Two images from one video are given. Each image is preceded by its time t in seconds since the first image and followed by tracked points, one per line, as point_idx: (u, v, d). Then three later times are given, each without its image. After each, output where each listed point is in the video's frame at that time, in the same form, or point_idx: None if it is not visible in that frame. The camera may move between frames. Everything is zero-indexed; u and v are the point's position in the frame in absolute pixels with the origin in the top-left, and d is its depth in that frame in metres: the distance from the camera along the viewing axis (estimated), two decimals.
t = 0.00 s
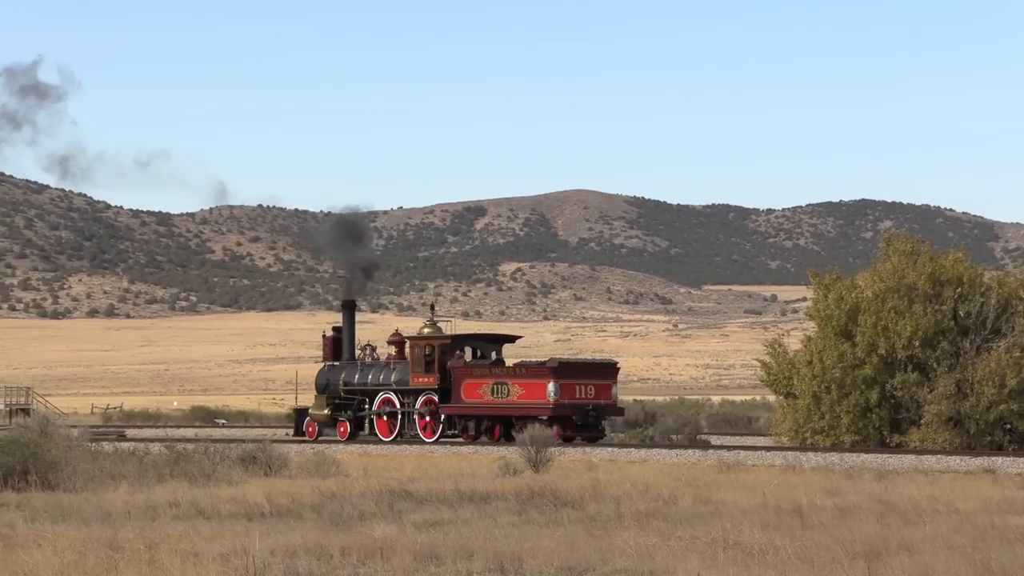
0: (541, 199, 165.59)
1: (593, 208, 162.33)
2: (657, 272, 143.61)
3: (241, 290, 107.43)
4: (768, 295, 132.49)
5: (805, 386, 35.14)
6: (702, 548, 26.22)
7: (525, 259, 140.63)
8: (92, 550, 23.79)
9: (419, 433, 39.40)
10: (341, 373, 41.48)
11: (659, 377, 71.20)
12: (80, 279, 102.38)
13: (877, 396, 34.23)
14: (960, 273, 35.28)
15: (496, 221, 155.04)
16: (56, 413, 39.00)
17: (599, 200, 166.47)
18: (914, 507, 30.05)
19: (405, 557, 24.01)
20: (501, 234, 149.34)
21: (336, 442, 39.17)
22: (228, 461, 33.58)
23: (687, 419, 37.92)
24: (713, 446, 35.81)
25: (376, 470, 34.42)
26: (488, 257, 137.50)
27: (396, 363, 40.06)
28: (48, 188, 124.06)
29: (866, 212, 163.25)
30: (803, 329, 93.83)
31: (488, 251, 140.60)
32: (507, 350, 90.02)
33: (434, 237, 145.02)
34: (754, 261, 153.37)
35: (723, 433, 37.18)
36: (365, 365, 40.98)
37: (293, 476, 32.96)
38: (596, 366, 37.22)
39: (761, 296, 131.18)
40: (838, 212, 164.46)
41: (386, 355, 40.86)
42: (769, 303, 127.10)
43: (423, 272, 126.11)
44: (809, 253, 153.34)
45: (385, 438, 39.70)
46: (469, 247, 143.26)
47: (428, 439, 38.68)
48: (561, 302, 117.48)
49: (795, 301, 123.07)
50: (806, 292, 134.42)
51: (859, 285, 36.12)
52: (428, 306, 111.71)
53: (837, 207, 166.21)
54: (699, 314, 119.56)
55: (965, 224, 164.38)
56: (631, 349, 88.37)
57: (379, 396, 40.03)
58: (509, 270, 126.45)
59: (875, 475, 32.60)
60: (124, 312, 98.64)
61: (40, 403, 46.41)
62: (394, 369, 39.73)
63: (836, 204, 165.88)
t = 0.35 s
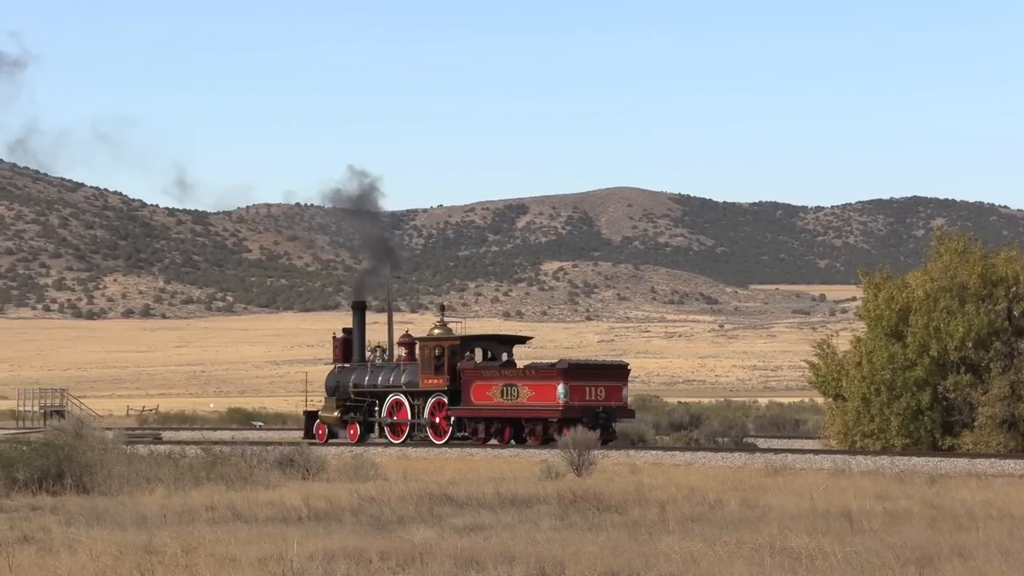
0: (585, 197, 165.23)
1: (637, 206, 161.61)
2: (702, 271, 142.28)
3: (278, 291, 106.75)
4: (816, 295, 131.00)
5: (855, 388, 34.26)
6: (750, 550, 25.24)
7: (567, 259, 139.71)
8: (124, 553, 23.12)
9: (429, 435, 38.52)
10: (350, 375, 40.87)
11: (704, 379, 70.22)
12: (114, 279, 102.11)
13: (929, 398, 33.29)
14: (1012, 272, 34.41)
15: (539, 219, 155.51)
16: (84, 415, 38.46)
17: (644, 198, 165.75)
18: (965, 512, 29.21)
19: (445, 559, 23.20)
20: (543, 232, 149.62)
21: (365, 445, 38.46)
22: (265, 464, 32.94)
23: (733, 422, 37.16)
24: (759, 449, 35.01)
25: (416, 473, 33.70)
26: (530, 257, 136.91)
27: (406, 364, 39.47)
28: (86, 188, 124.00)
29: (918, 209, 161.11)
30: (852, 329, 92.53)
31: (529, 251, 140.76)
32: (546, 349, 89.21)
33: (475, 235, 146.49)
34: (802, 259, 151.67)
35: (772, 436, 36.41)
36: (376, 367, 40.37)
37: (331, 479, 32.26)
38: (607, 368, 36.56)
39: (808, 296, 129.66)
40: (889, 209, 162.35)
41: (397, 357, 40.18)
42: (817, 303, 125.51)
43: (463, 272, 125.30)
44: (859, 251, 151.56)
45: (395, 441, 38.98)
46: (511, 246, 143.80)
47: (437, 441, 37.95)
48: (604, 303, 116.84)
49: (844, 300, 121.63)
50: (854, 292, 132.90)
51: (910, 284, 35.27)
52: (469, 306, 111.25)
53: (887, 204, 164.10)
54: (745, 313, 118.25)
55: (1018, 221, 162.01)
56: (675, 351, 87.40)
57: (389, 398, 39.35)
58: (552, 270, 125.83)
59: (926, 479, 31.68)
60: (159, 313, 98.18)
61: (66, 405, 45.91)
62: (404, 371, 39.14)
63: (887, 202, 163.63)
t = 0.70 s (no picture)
0: (638, 197, 165.23)
1: (690, 206, 161.43)
2: (755, 272, 141.77)
3: (327, 292, 106.30)
4: (872, 296, 129.94)
5: (912, 391, 33.76)
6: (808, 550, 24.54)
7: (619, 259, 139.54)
8: (179, 557, 22.73)
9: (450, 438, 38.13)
10: (373, 376, 40.45)
11: (758, 381, 69.64)
12: (163, 280, 101.88)
13: (988, 400, 32.79)
14: None
15: (590, 219, 155.86)
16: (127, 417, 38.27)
17: (698, 198, 165.55)
18: None
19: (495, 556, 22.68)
20: (595, 232, 150.23)
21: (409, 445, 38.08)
22: (316, 467, 32.52)
23: (789, 423, 36.82)
24: (814, 452, 34.62)
25: (467, 474, 33.13)
26: (581, 258, 137.15)
27: (428, 366, 39.05)
28: (138, 187, 124.40)
29: (976, 209, 159.51)
30: (906, 331, 91.62)
31: (580, 252, 141.04)
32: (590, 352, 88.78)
33: (526, 236, 147.97)
34: (857, 259, 150.73)
35: (827, 439, 36.23)
36: (398, 369, 39.95)
37: (383, 480, 31.81)
38: (627, 370, 36.20)
39: (863, 297, 128.47)
40: (945, 209, 160.86)
41: (419, 358, 39.73)
42: (872, 304, 124.55)
43: (516, 272, 125.22)
44: (916, 252, 150.26)
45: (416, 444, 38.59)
46: (561, 247, 144.36)
47: (459, 443, 37.43)
48: (657, 303, 116.27)
49: (899, 302, 120.49)
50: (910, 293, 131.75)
51: (968, 285, 34.79)
52: (521, 306, 112.79)
53: (943, 204, 162.55)
54: (798, 314, 117.33)
55: None
56: (726, 353, 86.57)
57: (411, 400, 39.05)
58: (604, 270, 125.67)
59: (986, 484, 31.20)
60: (209, 314, 97.76)
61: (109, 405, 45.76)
62: (426, 373, 38.72)
63: (943, 201, 162.21)
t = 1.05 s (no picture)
0: (682, 195, 164.53)
1: (734, 204, 160.77)
2: (800, 272, 140.88)
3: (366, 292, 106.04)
4: (918, 296, 128.89)
5: (959, 391, 33.27)
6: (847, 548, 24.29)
7: (662, 259, 139.07)
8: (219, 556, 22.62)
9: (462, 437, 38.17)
10: (386, 376, 40.20)
11: (802, 382, 69.20)
12: (205, 279, 102.07)
13: None
14: None
15: (632, 218, 155.53)
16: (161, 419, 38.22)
17: (741, 196, 164.76)
18: None
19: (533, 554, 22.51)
20: (637, 232, 149.53)
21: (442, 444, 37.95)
22: (356, 467, 32.38)
23: (833, 425, 36.56)
24: (860, 454, 34.22)
25: (508, 475, 32.89)
26: (622, 258, 136.64)
27: (440, 367, 39.00)
28: (178, 187, 124.80)
29: None
30: (955, 330, 90.88)
31: (622, 253, 140.34)
32: (633, 352, 88.52)
33: (568, 236, 147.94)
34: (904, 259, 149.55)
35: (871, 439, 36.00)
36: (410, 369, 39.75)
37: (423, 480, 31.61)
38: (637, 371, 35.91)
39: (910, 297, 127.40)
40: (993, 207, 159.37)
41: (430, 359, 39.63)
42: (919, 304, 123.52)
43: (557, 272, 124.92)
44: (963, 251, 148.94)
45: (428, 443, 38.56)
46: (603, 246, 144.11)
47: (469, 443, 37.69)
48: (700, 303, 115.80)
49: (948, 301, 119.53)
50: (957, 294, 130.61)
51: (1015, 285, 34.17)
52: (562, 306, 112.22)
53: (991, 202, 161.03)
54: (844, 314, 116.48)
55: None
56: (771, 353, 86.26)
57: (423, 400, 38.97)
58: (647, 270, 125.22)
59: None
60: (249, 314, 97.96)
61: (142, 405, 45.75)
62: (437, 374, 38.69)
63: (991, 200, 160.63)
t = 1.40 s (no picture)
0: (717, 193, 163.75)
1: (770, 203, 160.00)
2: (837, 271, 139.89)
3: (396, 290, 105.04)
4: (956, 295, 127.73)
5: (999, 393, 32.55)
6: (888, 538, 23.50)
7: (696, 258, 138.33)
8: (248, 543, 21.77)
9: (462, 438, 37.87)
10: (387, 377, 39.90)
11: (839, 382, 68.50)
12: (232, 279, 101.81)
13: None
14: None
15: (666, 216, 154.98)
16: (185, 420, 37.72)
17: (777, 194, 163.83)
18: None
19: (568, 538, 21.70)
20: (671, 231, 148.88)
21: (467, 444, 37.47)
22: (385, 469, 31.79)
23: (871, 428, 35.97)
24: (898, 456, 33.59)
25: (538, 477, 32.32)
26: (655, 256, 136.06)
27: (441, 367, 38.62)
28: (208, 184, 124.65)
29: None
30: (994, 330, 89.99)
31: (656, 250, 139.82)
32: (666, 353, 87.91)
33: (600, 234, 147.53)
34: (942, 257, 148.34)
35: (911, 442, 35.37)
36: (411, 370, 39.41)
37: (453, 481, 30.94)
38: (636, 371, 35.38)
39: (949, 296, 126.29)
40: None
41: (432, 360, 39.30)
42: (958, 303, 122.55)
43: (590, 271, 124.36)
44: (1002, 250, 147.67)
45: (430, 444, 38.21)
46: (636, 245, 143.53)
47: (471, 444, 37.23)
48: (734, 302, 115.12)
49: (987, 301, 118.50)
50: (996, 294, 129.43)
51: None
52: (595, 306, 111.66)
53: None
54: (881, 313, 115.60)
55: None
56: (809, 353, 85.90)
57: (425, 402, 38.67)
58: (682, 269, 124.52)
59: None
60: (276, 313, 97.70)
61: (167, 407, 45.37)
62: (438, 374, 38.32)
63: None
